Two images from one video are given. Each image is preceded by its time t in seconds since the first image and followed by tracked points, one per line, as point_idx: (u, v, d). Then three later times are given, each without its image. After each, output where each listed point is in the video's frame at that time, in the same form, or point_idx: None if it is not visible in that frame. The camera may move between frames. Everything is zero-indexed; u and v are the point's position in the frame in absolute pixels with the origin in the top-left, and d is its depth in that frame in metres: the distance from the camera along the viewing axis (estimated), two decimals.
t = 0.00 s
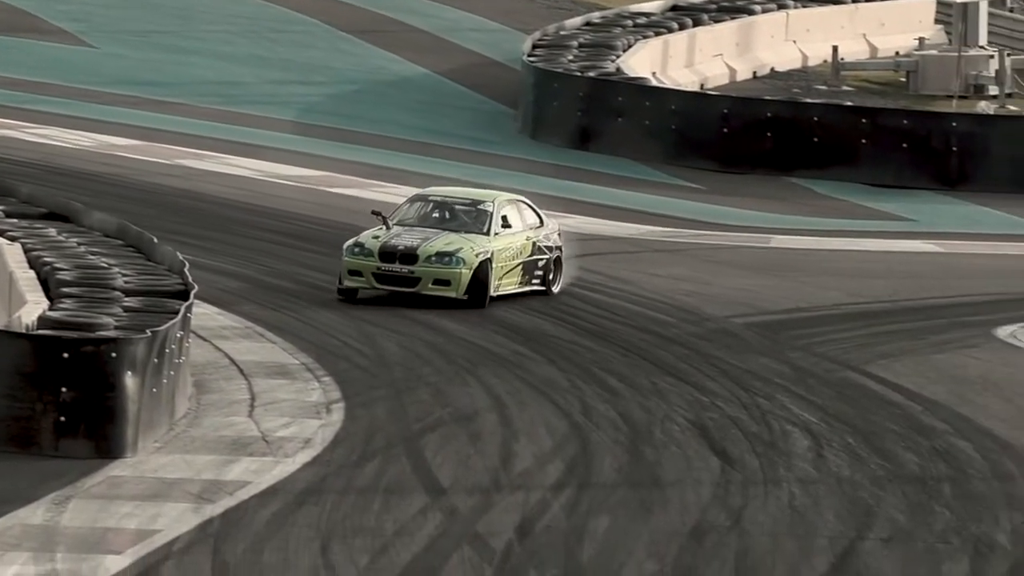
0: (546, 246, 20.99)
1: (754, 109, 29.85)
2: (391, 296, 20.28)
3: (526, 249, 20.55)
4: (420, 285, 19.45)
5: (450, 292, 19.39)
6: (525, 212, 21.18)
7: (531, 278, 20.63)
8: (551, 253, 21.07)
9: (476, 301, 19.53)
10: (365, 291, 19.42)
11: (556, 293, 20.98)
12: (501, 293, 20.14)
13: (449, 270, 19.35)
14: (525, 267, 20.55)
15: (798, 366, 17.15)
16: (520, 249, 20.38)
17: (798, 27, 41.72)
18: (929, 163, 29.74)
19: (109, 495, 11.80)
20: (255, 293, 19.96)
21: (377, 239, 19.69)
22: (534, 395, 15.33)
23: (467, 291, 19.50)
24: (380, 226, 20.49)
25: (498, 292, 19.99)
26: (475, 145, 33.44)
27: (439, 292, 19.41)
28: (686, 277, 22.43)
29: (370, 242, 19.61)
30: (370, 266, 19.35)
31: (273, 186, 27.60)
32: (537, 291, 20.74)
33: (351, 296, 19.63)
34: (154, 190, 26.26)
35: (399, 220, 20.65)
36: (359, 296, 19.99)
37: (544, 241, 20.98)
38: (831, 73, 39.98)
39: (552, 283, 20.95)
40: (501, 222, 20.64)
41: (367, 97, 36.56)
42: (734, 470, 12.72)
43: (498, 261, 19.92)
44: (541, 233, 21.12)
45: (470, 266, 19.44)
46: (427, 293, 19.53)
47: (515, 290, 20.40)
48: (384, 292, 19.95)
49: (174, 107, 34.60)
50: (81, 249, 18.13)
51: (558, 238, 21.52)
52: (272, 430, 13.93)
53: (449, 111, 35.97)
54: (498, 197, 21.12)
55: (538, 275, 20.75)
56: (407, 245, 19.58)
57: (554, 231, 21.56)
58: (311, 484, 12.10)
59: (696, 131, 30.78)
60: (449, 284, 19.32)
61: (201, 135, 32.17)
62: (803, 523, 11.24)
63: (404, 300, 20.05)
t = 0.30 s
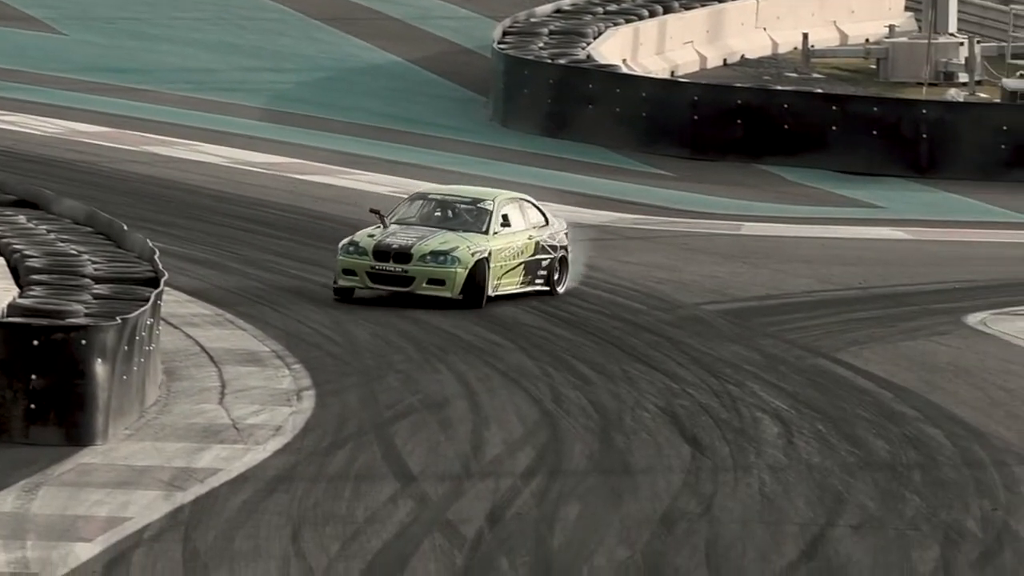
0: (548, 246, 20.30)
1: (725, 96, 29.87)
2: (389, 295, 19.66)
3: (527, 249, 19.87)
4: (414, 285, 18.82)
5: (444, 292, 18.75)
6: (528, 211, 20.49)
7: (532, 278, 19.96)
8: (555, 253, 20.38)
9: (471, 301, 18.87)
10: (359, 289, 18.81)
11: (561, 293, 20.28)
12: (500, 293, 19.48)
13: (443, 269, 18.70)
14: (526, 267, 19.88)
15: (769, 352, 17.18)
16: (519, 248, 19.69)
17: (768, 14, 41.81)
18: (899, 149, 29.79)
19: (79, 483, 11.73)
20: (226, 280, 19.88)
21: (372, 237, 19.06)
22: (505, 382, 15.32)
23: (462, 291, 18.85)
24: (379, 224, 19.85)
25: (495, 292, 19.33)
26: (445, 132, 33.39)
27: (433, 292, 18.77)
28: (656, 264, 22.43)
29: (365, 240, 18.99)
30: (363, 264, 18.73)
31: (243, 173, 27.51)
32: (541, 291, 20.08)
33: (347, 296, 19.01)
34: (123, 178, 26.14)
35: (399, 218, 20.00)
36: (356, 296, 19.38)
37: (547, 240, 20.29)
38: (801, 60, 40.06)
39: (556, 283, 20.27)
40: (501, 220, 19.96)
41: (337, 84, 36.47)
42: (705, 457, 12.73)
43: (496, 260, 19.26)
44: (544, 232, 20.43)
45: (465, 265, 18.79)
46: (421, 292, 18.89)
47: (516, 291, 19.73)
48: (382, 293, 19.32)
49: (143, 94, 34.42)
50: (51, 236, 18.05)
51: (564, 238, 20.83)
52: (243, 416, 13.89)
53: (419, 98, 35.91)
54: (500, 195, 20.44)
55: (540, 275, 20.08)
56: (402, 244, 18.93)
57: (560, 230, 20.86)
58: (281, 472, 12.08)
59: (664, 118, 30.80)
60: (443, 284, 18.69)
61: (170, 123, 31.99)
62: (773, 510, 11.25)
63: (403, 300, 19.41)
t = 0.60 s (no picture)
0: (550, 244, 19.63)
1: (700, 83, 29.87)
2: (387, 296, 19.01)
3: (527, 247, 19.21)
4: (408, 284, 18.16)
5: (439, 292, 18.11)
6: (530, 209, 19.82)
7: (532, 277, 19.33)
8: (558, 251, 19.70)
9: (467, 300, 18.23)
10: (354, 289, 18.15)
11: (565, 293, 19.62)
12: (499, 293, 18.84)
13: (438, 268, 18.04)
14: (527, 266, 19.23)
15: (743, 339, 17.19)
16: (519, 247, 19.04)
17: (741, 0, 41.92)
18: (873, 136, 29.86)
19: (52, 470, 11.68)
20: (199, 267, 19.80)
21: (367, 236, 18.39)
22: (478, 369, 15.31)
23: (457, 291, 18.20)
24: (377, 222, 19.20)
25: (494, 291, 18.69)
26: (419, 118, 33.32)
27: (428, 291, 18.12)
28: (630, 251, 22.42)
29: (359, 239, 18.31)
30: (358, 263, 18.06)
31: (216, 160, 27.41)
32: (544, 289, 19.47)
33: (342, 296, 18.35)
34: (96, 164, 26.03)
35: (397, 216, 19.34)
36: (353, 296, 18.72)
37: (549, 239, 19.61)
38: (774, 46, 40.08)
39: (560, 282, 19.59)
40: (500, 218, 19.28)
41: (311, 70, 36.37)
42: (678, 444, 12.74)
43: (494, 259, 18.59)
44: (546, 230, 19.76)
45: (461, 264, 18.13)
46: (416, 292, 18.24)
47: (516, 290, 19.09)
48: (380, 293, 18.65)
49: (116, 80, 34.27)
50: (24, 224, 17.94)
51: (569, 236, 20.15)
52: (217, 403, 13.86)
53: (392, 84, 35.83)
54: (501, 192, 19.76)
55: (542, 273, 19.43)
56: (396, 242, 18.26)
57: (564, 229, 20.20)
58: (255, 458, 12.05)
59: (636, 104, 30.80)
60: (438, 283, 18.03)
61: (143, 109, 31.84)
62: (747, 496, 11.26)
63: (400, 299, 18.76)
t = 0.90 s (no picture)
0: (554, 243, 18.92)
1: (677, 68, 29.89)
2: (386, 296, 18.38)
3: (527, 246, 18.52)
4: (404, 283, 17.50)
5: (434, 291, 17.43)
6: (533, 207, 19.10)
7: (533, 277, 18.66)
8: (562, 250, 19.00)
9: (463, 299, 17.54)
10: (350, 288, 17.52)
11: (570, 292, 18.99)
12: (499, 292, 18.17)
13: (433, 267, 17.36)
14: (529, 265, 18.54)
15: (720, 325, 17.21)
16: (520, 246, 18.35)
17: None
18: (851, 122, 29.93)
19: (28, 456, 11.63)
20: (176, 254, 19.72)
21: (363, 233, 17.75)
22: (456, 355, 15.30)
23: (453, 290, 17.52)
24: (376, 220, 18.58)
25: (493, 291, 18.00)
26: (396, 104, 33.24)
27: (423, 291, 17.45)
28: (607, 237, 22.41)
29: (355, 237, 17.66)
30: (352, 261, 17.42)
31: (193, 147, 27.30)
32: (548, 288, 18.86)
33: (338, 295, 17.71)
34: (72, 150, 25.93)
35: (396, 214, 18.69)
36: (350, 295, 18.10)
37: (552, 237, 18.89)
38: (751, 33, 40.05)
39: (565, 282, 18.93)
40: (501, 216, 18.57)
41: (288, 56, 36.26)
42: (656, 430, 12.76)
43: (492, 257, 17.90)
44: (550, 229, 19.03)
45: (456, 262, 17.44)
46: (410, 291, 17.58)
47: (517, 289, 18.42)
48: (378, 292, 18.00)
49: (92, 66, 34.11)
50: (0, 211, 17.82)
51: (576, 235, 19.43)
52: (194, 389, 13.82)
53: (369, 70, 35.75)
54: (503, 190, 19.06)
55: (545, 273, 18.74)
56: (392, 240, 17.61)
57: (571, 227, 19.47)
58: (232, 444, 12.03)
59: (613, 90, 30.80)
60: (432, 281, 17.35)
61: (120, 95, 31.68)
62: (724, 482, 11.28)
63: (399, 298, 18.13)
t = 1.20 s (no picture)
0: (554, 242, 18.22)
1: (655, 55, 29.93)
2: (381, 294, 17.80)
3: (526, 246, 17.84)
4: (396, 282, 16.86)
5: (425, 291, 16.79)
6: (535, 205, 18.41)
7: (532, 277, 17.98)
8: (563, 250, 18.30)
9: (456, 300, 16.89)
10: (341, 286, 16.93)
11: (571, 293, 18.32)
12: (496, 292, 17.52)
13: (424, 266, 16.72)
14: (527, 265, 17.86)
15: (697, 312, 17.23)
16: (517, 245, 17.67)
17: None
18: (829, 109, 29.98)
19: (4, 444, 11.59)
20: (154, 242, 19.65)
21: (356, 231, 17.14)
22: (433, 342, 15.30)
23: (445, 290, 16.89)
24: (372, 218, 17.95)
25: (488, 291, 17.34)
26: (373, 91, 33.18)
27: (414, 290, 16.82)
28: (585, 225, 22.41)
29: (347, 235, 17.05)
30: (343, 260, 16.81)
31: (172, 134, 27.20)
32: (548, 289, 18.18)
33: (330, 295, 17.13)
34: (49, 137, 25.85)
35: (393, 211, 18.04)
36: (344, 294, 17.51)
37: (552, 237, 18.18)
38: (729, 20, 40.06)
39: (566, 283, 18.26)
40: (499, 214, 17.88)
41: (266, 43, 36.16)
42: (633, 416, 12.78)
43: (487, 257, 17.23)
44: (551, 228, 18.32)
45: (449, 262, 16.79)
46: (402, 291, 16.94)
47: (515, 289, 17.75)
48: (373, 291, 17.38)
49: (70, 53, 33.99)
50: None
51: (580, 235, 18.72)
52: (171, 376, 13.79)
53: (347, 58, 35.67)
54: (503, 187, 18.37)
55: (545, 273, 18.06)
56: (385, 238, 16.98)
57: (575, 227, 18.76)
58: (210, 432, 12.00)
59: (591, 76, 30.81)
60: (424, 281, 16.72)
61: (96, 83, 31.57)
62: (701, 468, 11.29)
63: (392, 297, 17.58)
